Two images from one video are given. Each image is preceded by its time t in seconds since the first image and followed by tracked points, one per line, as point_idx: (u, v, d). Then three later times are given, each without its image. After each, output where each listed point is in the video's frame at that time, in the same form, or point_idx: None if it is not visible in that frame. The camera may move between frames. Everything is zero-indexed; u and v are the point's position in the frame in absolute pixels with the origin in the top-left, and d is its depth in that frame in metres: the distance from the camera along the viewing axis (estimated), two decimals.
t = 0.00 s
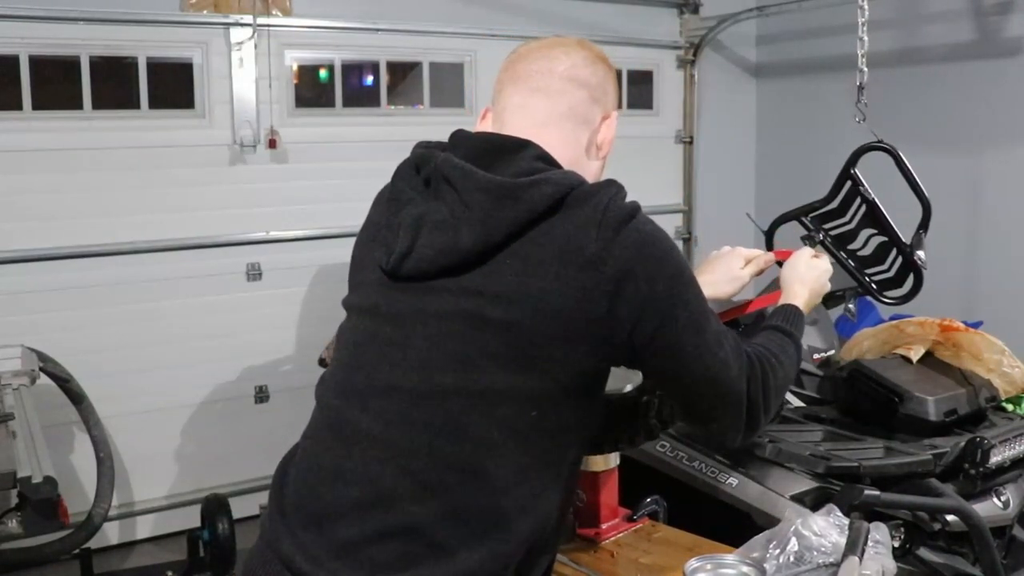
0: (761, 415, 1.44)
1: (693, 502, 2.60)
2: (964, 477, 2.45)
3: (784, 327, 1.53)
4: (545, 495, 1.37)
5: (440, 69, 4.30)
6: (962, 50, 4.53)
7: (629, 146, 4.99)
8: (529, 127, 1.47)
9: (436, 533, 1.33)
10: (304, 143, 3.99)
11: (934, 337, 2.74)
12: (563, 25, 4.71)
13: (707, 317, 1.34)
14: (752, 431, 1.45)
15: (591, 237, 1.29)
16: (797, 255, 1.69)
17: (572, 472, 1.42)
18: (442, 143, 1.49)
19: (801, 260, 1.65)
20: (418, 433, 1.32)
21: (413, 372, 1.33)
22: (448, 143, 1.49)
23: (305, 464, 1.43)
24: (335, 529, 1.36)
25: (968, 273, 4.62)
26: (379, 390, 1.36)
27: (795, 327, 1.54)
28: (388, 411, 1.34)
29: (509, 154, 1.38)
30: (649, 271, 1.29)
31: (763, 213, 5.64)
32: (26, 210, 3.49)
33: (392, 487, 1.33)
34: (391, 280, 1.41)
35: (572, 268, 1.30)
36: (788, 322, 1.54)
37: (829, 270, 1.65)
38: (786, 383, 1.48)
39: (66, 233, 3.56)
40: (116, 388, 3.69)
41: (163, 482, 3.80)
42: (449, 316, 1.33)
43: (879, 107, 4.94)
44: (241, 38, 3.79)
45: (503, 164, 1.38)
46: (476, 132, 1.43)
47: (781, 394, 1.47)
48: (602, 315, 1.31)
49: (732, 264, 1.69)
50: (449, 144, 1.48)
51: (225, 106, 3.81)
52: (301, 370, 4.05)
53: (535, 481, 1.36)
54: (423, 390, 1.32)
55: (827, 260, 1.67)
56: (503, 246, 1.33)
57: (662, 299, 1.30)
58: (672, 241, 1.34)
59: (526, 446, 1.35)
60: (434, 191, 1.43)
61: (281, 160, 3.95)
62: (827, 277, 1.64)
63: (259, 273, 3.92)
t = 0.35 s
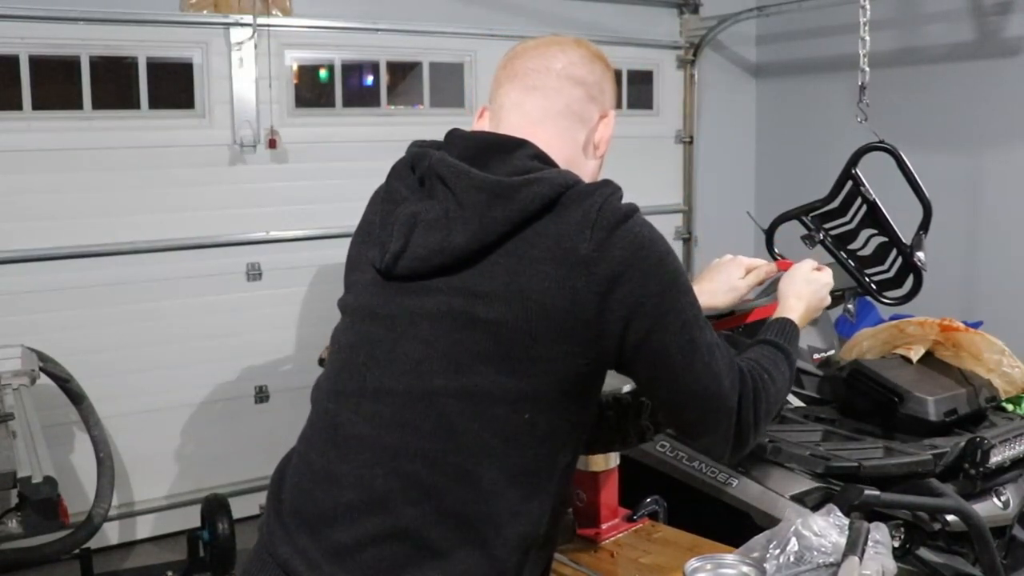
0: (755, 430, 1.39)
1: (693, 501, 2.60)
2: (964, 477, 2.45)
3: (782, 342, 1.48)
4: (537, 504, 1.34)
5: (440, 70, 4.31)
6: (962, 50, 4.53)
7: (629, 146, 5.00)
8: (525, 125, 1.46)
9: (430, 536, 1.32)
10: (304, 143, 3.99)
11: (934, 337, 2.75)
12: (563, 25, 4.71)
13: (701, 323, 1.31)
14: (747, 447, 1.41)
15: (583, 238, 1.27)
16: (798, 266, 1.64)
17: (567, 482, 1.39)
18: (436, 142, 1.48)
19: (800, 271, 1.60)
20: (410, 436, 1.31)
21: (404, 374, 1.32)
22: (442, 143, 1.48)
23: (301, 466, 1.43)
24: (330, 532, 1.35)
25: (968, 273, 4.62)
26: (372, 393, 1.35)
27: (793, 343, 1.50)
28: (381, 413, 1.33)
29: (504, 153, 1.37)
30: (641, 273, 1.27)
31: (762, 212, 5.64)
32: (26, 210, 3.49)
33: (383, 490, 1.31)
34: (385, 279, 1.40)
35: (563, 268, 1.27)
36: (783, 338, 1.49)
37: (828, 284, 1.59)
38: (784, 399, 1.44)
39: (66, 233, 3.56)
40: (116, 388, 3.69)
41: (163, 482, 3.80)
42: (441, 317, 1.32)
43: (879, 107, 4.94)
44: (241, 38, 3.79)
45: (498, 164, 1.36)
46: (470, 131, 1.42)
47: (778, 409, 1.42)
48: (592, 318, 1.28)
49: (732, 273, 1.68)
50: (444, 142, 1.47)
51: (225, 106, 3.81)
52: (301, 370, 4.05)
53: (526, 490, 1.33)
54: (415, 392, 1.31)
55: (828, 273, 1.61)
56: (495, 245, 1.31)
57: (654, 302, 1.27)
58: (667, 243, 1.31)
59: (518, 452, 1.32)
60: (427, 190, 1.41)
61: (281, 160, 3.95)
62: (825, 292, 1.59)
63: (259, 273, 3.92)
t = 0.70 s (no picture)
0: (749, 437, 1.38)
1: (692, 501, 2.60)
2: (964, 478, 2.45)
3: (777, 349, 1.48)
4: (528, 508, 1.34)
5: (440, 69, 4.31)
6: (962, 50, 4.53)
7: (629, 146, 5.00)
8: (512, 123, 1.46)
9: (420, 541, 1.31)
10: (304, 143, 3.99)
11: (934, 337, 2.75)
12: (563, 25, 4.71)
13: (693, 327, 1.31)
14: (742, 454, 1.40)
15: (573, 241, 1.27)
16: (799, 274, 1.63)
17: (558, 486, 1.39)
18: (425, 144, 1.48)
19: (801, 280, 1.59)
20: (399, 441, 1.31)
21: (393, 378, 1.32)
22: (431, 145, 1.47)
23: (292, 473, 1.43)
24: (320, 538, 1.35)
25: (968, 272, 4.62)
26: (361, 397, 1.35)
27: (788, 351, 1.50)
28: (371, 419, 1.33)
29: (493, 153, 1.37)
30: (631, 276, 1.27)
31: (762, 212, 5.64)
32: (26, 210, 3.49)
33: (373, 496, 1.31)
34: (372, 283, 1.40)
35: (552, 272, 1.27)
36: (780, 345, 1.50)
37: (829, 293, 1.59)
38: (780, 405, 1.43)
39: (66, 233, 3.56)
40: (116, 388, 3.69)
41: (163, 482, 3.80)
42: (430, 321, 1.31)
43: (879, 107, 4.94)
44: (241, 38, 3.79)
45: (488, 166, 1.36)
46: (459, 131, 1.41)
47: (772, 415, 1.42)
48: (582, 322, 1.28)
49: (730, 280, 1.68)
50: (432, 145, 1.46)
51: (225, 106, 3.81)
52: (301, 370, 4.05)
53: (516, 495, 1.33)
54: (404, 396, 1.31)
55: (828, 282, 1.61)
56: (485, 250, 1.30)
57: (645, 307, 1.27)
58: (658, 244, 1.31)
59: (509, 457, 1.31)
60: (417, 193, 1.41)
61: (281, 160, 3.95)
62: (826, 301, 1.58)
63: (259, 273, 3.92)
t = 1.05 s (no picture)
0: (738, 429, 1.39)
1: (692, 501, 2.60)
2: (964, 478, 2.45)
3: (772, 343, 1.48)
4: (521, 507, 1.33)
5: (440, 69, 4.31)
6: (962, 50, 4.53)
7: (630, 146, 5.00)
8: (493, 123, 1.44)
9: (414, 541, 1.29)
10: (304, 143, 3.99)
11: (934, 337, 2.75)
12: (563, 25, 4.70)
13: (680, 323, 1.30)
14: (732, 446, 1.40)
15: (558, 240, 1.26)
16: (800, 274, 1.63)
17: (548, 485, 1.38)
18: (406, 146, 1.45)
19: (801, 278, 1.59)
20: (388, 444, 1.29)
21: (378, 383, 1.30)
22: (413, 146, 1.45)
23: (274, 483, 1.38)
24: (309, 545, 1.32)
25: (967, 273, 4.62)
26: (347, 405, 1.31)
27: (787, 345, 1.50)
28: (357, 426, 1.30)
29: (475, 154, 1.36)
30: (617, 275, 1.26)
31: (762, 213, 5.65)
32: (26, 210, 3.49)
33: (362, 499, 1.29)
34: (354, 288, 1.37)
35: (538, 271, 1.26)
36: (777, 340, 1.49)
37: (829, 292, 1.58)
38: (774, 396, 1.44)
39: (67, 233, 3.56)
40: (116, 388, 3.69)
41: (163, 482, 3.80)
42: (414, 325, 1.29)
43: (879, 107, 4.94)
44: (241, 38, 3.79)
45: (469, 167, 1.35)
46: (439, 135, 1.40)
47: (764, 407, 1.42)
48: (569, 320, 1.27)
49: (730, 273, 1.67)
50: (413, 147, 1.44)
51: (225, 106, 3.81)
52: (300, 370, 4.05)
53: (509, 494, 1.32)
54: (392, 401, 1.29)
55: (828, 281, 1.60)
56: (470, 252, 1.29)
57: (631, 303, 1.27)
58: (643, 241, 1.30)
59: (498, 457, 1.31)
60: (399, 196, 1.39)
61: (281, 160, 3.95)
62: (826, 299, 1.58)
63: (259, 273, 3.92)
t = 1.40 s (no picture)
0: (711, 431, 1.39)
1: (693, 500, 2.60)
2: (964, 478, 2.45)
3: (752, 343, 1.48)
4: (497, 513, 1.33)
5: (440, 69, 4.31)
6: (962, 50, 4.53)
7: (630, 147, 5.00)
8: (448, 120, 1.43)
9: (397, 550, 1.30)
10: (304, 143, 3.99)
11: (934, 337, 2.75)
12: (563, 25, 4.70)
13: (647, 326, 1.30)
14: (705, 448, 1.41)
15: (517, 246, 1.26)
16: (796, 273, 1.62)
17: (525, 488, 1.38)
18: (360, 155, 1.47)
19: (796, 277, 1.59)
20: (355, 457, 1.29)
21: (341, 398, 1.30)
22: (367, 155, 1.46)
23: (251, 500, 1.40)
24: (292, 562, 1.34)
25: (968, 272, 4.62)
26: (312, 421, 1.32)
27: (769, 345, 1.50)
28: (324, 442, 1.31)
29: (431, 158, 1.36)
30: (578, 280, 1.26)
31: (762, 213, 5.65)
32: (26, 210, 3.49)
33: (336, 515, 1.30)
34: (312, 299, 1.38)
35: (498, 278, 1.26)
36: (760, 341, 1.49)
37: (823, 293, 1.58)
38: (750, 397, 1.44)
39: (67, 233, 3.56)
40: (115, 388, 3.68)
41: (163, 483, 3.80)
42: (375, 336, 1.29)
43: (879, 108, 4.94)
44: (241, 38, 3.79)
45: (426, 172, 1.35)
46: (393, 142, 1.40)
47: (739, 407, 1.43)
48: (533, 327, 1.27)
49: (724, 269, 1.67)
50: (368, 156, 1.45)
51: (225, 106, 3.81)
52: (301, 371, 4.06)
53: (483, 502, 1.32)
54: (356, 413, 1.29)
55: (824, 283, 1.59)
56: (428, 259, 1.29)
57: (594, 309, 1.27)
58: (606, 244, 1.30)
59: (468, 464, 1.31)
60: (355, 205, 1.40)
61: (281, 160, 3.95)
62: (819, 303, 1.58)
63: (259, 274, 3.93)
